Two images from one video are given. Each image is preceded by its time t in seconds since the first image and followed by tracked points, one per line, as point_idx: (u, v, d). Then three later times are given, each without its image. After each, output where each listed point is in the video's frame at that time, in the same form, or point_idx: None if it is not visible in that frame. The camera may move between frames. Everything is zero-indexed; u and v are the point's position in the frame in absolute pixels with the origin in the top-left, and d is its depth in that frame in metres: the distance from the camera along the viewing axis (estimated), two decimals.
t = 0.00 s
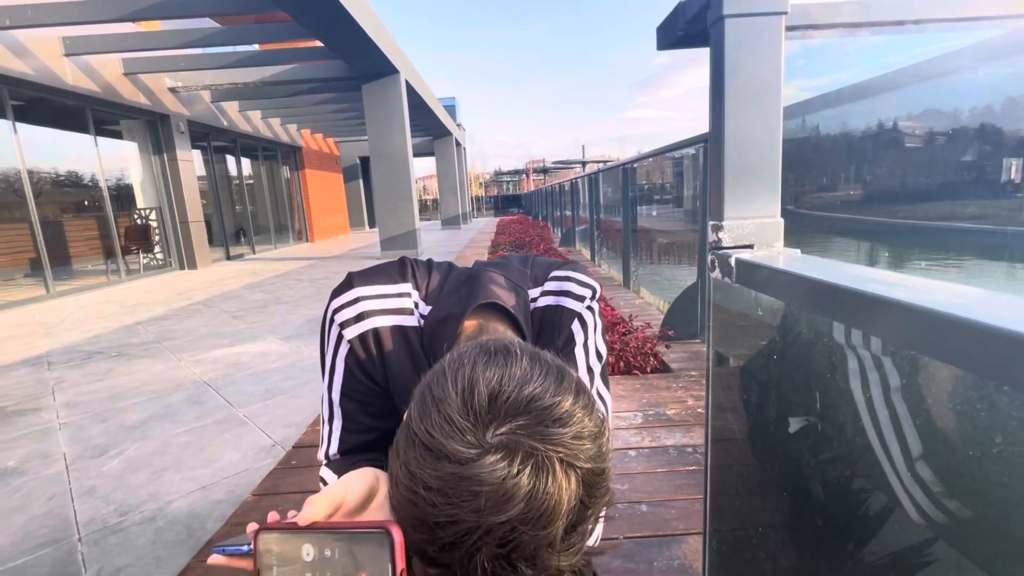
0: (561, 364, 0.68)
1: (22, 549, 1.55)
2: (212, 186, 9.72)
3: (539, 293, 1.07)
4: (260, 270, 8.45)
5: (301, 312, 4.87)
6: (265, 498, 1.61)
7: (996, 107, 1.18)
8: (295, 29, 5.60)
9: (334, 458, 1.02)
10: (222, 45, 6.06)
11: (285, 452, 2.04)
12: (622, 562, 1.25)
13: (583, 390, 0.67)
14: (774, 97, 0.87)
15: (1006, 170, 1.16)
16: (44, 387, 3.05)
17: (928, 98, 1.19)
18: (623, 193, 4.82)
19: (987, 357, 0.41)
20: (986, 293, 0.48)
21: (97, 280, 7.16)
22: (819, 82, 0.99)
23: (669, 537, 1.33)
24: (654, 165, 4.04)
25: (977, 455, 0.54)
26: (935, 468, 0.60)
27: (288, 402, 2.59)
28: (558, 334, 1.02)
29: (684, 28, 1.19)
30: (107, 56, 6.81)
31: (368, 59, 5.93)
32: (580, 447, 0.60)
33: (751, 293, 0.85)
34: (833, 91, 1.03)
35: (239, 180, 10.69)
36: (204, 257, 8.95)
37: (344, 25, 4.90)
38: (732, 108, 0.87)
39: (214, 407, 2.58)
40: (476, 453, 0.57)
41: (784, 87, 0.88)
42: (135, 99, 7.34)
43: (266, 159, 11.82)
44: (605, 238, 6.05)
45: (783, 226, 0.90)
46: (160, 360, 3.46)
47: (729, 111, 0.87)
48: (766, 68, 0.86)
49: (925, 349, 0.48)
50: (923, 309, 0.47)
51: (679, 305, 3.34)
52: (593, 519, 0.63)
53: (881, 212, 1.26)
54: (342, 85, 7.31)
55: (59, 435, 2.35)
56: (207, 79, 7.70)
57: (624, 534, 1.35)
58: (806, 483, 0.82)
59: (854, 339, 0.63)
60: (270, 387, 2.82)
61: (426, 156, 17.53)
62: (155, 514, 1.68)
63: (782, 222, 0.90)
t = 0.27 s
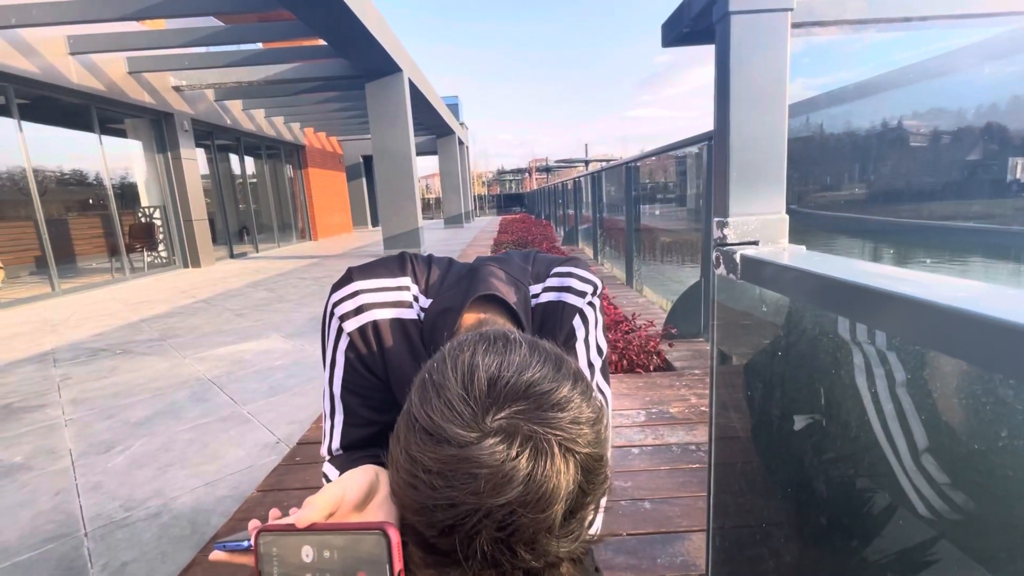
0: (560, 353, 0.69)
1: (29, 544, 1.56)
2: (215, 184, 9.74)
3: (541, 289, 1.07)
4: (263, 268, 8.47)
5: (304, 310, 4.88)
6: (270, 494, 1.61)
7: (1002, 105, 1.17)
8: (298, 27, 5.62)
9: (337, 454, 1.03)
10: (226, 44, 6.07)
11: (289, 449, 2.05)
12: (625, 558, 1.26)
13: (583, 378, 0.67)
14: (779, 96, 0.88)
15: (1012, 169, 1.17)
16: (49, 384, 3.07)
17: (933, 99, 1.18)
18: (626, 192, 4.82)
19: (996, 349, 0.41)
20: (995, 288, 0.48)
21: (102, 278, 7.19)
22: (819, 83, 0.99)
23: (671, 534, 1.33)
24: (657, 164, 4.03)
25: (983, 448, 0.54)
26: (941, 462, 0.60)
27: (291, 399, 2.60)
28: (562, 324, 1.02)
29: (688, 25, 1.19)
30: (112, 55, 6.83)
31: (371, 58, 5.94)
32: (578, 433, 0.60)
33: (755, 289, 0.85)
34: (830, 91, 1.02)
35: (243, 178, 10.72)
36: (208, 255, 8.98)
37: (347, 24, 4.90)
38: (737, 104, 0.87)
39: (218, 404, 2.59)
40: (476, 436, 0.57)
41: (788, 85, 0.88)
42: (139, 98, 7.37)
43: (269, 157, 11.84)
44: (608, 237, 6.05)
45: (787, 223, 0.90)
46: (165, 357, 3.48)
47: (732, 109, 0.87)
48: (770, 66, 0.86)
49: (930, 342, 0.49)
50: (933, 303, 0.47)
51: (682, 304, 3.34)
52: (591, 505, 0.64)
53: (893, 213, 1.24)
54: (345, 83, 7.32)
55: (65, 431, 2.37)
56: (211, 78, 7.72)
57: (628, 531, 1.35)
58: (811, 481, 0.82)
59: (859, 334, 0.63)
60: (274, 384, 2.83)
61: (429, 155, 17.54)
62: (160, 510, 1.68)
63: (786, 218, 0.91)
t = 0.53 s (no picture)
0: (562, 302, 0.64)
1: (36, 536, 1.57)
2: (219, 182, 9.78)
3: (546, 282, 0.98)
4: (267, 266, 8.50)
5: (307, 308, 4.90)
6: (275, 487, 1.62)
7: (1006, 106, 1.21)
8: (302, 26, 5.63)
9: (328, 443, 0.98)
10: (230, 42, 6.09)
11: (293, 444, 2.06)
12: (629, 550, 1.26)
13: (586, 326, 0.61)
14: (782, 88, 0.88)
15: (1015, 170, 1.20)
16: (55, 379, 3.09)
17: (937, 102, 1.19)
18: (629, 191, 4.82)
19: (997, 328, 0.42)
20: (996, 271, 0.48)
21: (106, 275, 7.23)
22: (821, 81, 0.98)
23: (674, 527, 1.33)
24: (660, 163, 4.04)
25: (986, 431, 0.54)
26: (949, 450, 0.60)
27: (295, 395, 2.61)
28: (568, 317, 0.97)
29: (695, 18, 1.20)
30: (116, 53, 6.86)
31: (374, 57, 5.95)
32: (578, 361, 0.53)
33: (758, 277, 0.85)
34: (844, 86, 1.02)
35: (246, 177, 10.75)
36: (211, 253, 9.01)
37: (350, 22, 4.91)
38: (742, 92, 0.88)
39: (222, 399, 2.61)
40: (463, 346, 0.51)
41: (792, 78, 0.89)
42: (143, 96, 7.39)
43: (273, 156, 11.88)
44: (610, 236, 6.05)
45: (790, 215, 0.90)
46: (169, 354, 3.50)
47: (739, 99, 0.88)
48: (773, 59, 0.86)
49: (936, 325, 0.49)
50: (939, 285, 0.47)
51: (685, 302, 3.35)
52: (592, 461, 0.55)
53: (903, 215, 1.20)
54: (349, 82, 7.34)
55: (70, 426, 2.38)
56: (215, 77, 7.75)
57: (631, 523, 1.35)
58: (816, 474, 0.82)
59: (864, 319, 0.64)
60: (278, 380, 2.84)
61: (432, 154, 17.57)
62: (165, 504, 1.70)
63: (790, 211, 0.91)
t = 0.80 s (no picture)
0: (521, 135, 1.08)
1: (44, 529, 1.59)
2: (222, 181, 9.81)
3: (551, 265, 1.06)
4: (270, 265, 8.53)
5: (311, 306, 4.92)
6: (283, 480, 1.63)
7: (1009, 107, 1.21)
8: (306, 25, 5.64)
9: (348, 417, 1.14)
10: (234, 42, 6.11)
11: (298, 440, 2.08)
12: (634, 542, 1.27)
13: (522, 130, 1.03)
14: (786, 84, 0.88)
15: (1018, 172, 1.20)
16: (60, 376, 3.11)
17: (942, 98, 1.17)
18: (632, 191, 4.82)
19: (1002, 311, 0.43)
20: (1003, 258, 0.49)
21: (110, 273, 7.25)
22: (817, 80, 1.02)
23: (679, 520, 1.34)
24: (662, 163, 4.04)
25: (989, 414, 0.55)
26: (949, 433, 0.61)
27: (300, 392, 2.62)
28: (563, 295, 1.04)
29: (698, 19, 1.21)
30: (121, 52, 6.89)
31: (378, 57, 5.97)
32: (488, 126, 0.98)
33: (765, 270, 0.85)
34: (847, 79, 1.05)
35: (249, 176, 10.78)
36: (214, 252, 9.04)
37: (354, 22, 4.92)
38: (749, 90, 0.89)
39: (227, 396, 2.62)
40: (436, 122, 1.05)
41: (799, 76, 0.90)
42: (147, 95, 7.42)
43: (275, 155, 11.90)
44: (613, 235, 6.06)
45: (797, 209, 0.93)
46: (174, 351, 3.52)
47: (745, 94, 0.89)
48: (781, 56, 0.87)
49: (944, 313, 0.49)
50: (942, 273, 0.48)
51: (688, 301, 3.35)
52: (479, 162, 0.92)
53: (904, 220, 1.16)
54: (351, 82, 7.35)
55: (77, 421, 2.40)
56: (219, 75, 7.77)
57: (635, 516, 1.36)
58: (819, 467, 0.83)
59: (868, 308, 0.65)
60: (282, 377, 2.86)
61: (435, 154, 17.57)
62: (172, 498, 1.71)
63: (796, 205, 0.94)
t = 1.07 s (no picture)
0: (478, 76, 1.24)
1: (52, 525, 1.61)
2: (223, 181, 9.82)
3: (541, 248, 1.18)
4: (271, 264, 8.54)
5: (312, 306, 4.93)
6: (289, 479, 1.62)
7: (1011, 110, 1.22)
8: (308, 25, 5.66)
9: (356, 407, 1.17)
10: (237, 42, 6.13)
11: (302, 439, 2.09)
12: (638, 540, 1.28)
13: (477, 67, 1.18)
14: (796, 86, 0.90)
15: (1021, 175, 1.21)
16: (64, 374, 3.13)
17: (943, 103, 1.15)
18: (633, 192, 4.83)
19: (1004, 317, 0.44)
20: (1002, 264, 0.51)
21: (111, 272, 7.27)
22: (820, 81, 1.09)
23: (682, 519, 1.35)
24: (664, 165, 4.06)
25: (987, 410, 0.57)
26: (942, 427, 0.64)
27: (303, 391, 2.64)
28: (553, 276, 1.15)
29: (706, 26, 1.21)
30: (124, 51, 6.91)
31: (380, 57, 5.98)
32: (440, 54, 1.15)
33: (768, 274, 0.87)
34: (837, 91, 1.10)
35: (250, 175, 10.79)
36: (216, 251, 9.06)
37: (356, 22, 4.94)
38: (755, 96, 0.91)
39: (231, 395, 2.64)
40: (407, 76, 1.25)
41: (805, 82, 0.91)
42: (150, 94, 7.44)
43: (277, 155, 11.92)
44: (614, 237, 6.07)
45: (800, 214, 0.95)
46: (177, 350, 3.53)
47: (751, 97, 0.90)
48: (787, 63, 0.89)
49: (939, 315, 0.51)
50: (939, 277, 0.50)
51: (689, 302, 3.36)
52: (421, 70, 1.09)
53: (907, 222, 1.13)
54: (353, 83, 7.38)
55: (81, 419, 2.42)
56: (221, 75, 7.79)
57: (639, 515, 1.37)
58: (819, 467, 0.85)
59: (870, 311, 0.66)
60: (285, 377, 2.87)
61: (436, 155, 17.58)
62: (178, 495, 1.73)
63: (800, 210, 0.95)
